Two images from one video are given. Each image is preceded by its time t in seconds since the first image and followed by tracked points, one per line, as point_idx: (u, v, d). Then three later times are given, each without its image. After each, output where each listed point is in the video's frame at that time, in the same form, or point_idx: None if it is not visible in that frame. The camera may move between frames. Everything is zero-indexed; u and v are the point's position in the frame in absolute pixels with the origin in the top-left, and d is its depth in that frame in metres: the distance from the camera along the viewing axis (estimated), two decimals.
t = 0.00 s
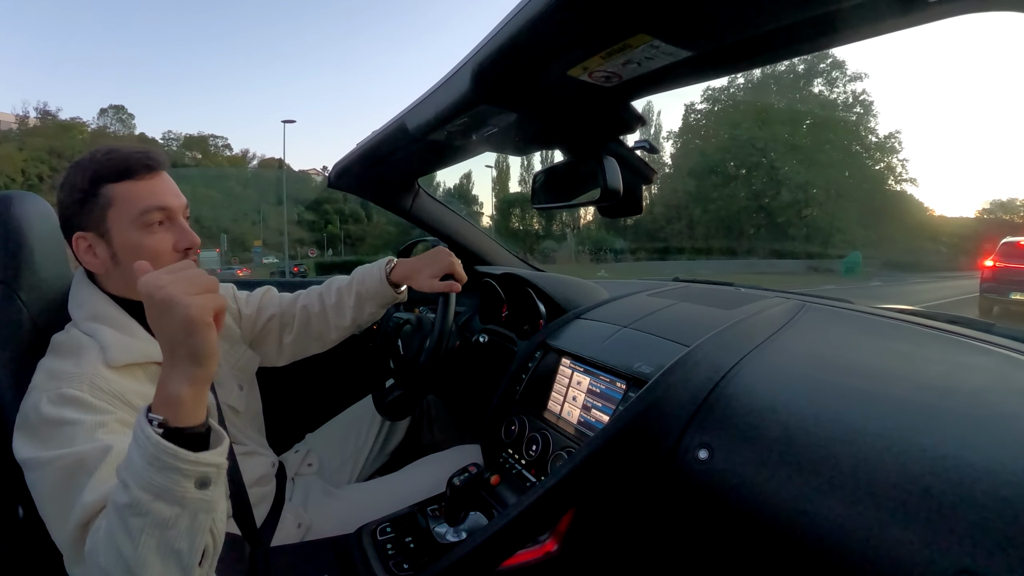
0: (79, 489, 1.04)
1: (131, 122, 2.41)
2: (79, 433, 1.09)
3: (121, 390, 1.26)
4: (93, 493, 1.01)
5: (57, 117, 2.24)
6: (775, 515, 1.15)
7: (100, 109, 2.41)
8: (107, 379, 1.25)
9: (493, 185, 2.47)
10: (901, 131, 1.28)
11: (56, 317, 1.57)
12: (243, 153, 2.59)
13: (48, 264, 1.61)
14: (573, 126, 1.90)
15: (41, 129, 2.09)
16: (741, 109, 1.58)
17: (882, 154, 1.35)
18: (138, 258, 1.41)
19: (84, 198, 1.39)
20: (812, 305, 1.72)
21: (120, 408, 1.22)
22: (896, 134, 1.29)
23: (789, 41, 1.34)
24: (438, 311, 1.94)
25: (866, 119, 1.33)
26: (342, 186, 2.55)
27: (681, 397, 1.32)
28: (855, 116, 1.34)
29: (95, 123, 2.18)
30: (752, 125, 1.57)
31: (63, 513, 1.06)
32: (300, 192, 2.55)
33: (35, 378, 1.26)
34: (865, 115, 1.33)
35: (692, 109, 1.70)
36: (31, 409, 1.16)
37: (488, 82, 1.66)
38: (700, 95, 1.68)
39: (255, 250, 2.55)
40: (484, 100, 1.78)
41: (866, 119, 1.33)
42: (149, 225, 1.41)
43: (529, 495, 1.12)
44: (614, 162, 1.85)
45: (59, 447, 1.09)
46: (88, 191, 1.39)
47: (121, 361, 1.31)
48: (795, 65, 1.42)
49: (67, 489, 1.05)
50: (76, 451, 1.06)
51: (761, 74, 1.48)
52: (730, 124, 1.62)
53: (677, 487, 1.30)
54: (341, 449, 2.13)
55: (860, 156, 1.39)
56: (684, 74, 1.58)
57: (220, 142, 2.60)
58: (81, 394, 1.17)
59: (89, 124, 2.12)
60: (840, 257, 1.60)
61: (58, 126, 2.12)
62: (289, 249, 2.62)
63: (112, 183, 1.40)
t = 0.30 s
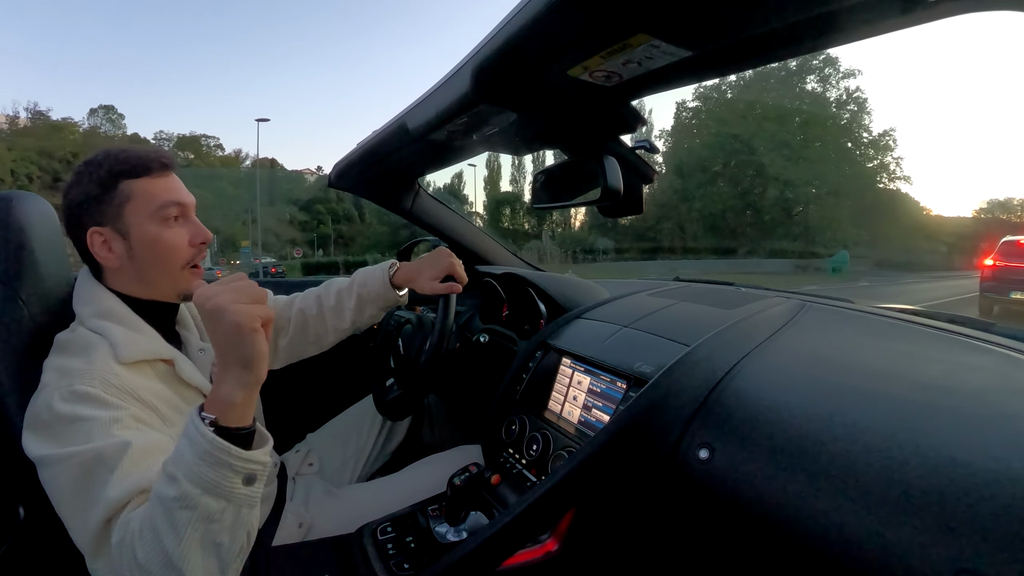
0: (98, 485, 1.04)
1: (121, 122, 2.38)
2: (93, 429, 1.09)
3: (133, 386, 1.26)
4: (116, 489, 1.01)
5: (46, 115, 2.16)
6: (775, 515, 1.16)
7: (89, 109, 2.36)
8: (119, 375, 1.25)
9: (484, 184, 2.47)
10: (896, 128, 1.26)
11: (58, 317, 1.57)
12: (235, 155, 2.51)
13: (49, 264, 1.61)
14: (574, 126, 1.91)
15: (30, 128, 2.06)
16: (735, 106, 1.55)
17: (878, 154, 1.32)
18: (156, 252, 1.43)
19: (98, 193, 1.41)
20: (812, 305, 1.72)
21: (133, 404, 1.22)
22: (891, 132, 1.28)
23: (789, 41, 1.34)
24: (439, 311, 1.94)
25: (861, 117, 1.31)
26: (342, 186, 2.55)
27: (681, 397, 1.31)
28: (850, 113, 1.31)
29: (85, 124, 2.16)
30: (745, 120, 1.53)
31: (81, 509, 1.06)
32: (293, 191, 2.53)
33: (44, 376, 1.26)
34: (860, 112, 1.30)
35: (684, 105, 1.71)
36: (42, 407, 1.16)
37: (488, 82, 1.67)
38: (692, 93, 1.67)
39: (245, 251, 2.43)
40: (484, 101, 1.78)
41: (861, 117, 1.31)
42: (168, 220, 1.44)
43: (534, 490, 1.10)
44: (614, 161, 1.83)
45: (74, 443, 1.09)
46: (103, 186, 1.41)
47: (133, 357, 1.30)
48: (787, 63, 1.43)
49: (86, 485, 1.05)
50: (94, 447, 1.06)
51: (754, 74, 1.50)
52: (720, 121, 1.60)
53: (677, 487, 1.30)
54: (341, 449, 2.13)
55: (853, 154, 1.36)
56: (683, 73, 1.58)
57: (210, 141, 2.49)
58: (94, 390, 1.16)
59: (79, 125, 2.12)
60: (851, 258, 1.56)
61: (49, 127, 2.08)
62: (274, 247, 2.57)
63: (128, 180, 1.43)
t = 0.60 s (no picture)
0: (104, 482, 1.04)
1: (112, 122, 2.22)
2: (100, 426, 1.09)
3: (136, 382, 1.26)
4: (126, 485, 1.01)
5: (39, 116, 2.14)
6: (775, 516, 1.15)
7: (78, 109, 2.21)
8: (123, 371, 1.25)
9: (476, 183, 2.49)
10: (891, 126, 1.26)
11: (59, 317, 1.57)
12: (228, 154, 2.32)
13: (50, 264, 1.60)
14: (574, 127, 1.90)
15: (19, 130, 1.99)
16: (730, 107, 1.55)
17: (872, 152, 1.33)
18: (166, 247, 1.44)
19: (111, 190, 1.43)
20: (813, 305, 1.72)
21: (138, 401, 1.22)
22: (885, 130, 1.28)
23: (789, 41, 1.34)
24: (439, 313, 1.94)
25: (854, 114, 1.31)
26: (343, 186, 2.55)
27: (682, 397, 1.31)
28: (845, 112, 1.31)
29: (77, 124, 2.07)
30: (745, 115, 1.52)
31: (85, 507, 1.05)
32: (287, 191, 2.39)
33: (48, 374, 1.26)
34: (854, 110, 1.31)
35: (675, 103, 1.71)
36: (46, 404, 1.16)
37: (488, 82, 1.66)
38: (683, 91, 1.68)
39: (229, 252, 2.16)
40: (485, 101, 1.78)
41: (854, 114, 1.31)
42: (178, 217, 1.47)
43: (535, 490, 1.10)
44: (615, 161, 1.83)
45: (79, 439, 1.08)
46: (116, 183, 1.43)
47: (135, 353, 1.30)
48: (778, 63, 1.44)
49: (92, 482, 1.05)
50: (101, 443, 1.06)
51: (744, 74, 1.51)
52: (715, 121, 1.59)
53: (678, 488, 1.30)
54: (342, 450, 2.13)
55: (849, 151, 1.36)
56: (684, 74, 1.57)
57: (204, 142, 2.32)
58: (99, 387, 1.16)
59: (70, 124, 2.09)
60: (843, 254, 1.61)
61: (39, 127, 2.07)
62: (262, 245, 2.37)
63: (141, 178, 1.46)
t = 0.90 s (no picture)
0: (109, 480, 1.04)
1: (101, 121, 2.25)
2: (105, 424, 1.09)
3: (141, 380, 1.26)
4: (132, 482, 1.01)
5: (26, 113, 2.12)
6: (775, 516, 1.15)
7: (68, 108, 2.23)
8: (128, 369, 1.25)
9: (466, 181, 2.53)
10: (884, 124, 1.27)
11: (60, 317, 1.58)
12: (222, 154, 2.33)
13: (51, 263, 1.60)
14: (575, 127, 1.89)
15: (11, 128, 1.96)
16: (732, 107, 1.58)
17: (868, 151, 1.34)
18: (171, 245, 1.45)
19: (117, 187, 1.43)
20: (814, 305, 1.72)
21: (142, 400, 1.22)
22: (878, 128, 1.29)
23: (790, 41, 1.34)
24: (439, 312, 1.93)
25: (847, 112, 1.32)
26: (343, 186, 2.56)
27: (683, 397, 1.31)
28: (838, 111, 1.34)
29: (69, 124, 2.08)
30: (738, 117, 1.56)
31: (88, 505, 1.05)
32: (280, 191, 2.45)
33: (51, 372, 1.26)
34: (846, 108, 1.33)
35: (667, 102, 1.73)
36: (47, 404, 1.16)
37: (490, 82, 1.66)
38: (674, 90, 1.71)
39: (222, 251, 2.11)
40: (486, 101, 1.78)
41: (848, 112, 1.33)
42: (182, 216, 1.47)
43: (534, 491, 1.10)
44: (616, 162, 1.86)
45: (84, 437, 1.09)
46: (122, 180, 1.43)
47: (140, 351, 1.30)
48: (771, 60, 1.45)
49: (96, 479, 1.05)
50: (107, 441, 1.06)
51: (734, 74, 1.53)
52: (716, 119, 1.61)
53: (678, 487, 1.29)
54: (342, 450, 2.13)
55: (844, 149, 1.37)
56: (685, 73, 1.57)
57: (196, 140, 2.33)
58: (103, 385, 1.16)
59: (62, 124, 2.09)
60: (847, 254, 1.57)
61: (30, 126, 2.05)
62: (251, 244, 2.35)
63: (147, 176, 1.46)
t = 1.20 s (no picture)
0: (102, 483, 1.04)
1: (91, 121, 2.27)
2: (97, 428, 1.09)
3: (135, 386, 1.26)
4: (124, 485, 1.01)
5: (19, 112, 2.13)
6: (776, 515, 1.15)
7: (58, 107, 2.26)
8: (121, 375, 1.24)
9: (456, 180, 2.57)
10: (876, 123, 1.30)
11: (59, 317, 1.57)
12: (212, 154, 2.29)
13: (50, 263, 1.60)
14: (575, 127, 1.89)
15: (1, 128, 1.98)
16: (734, 109, 1.61)
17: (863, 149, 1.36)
18: (163, 244, 1.44)
19: (107, 188, 1.43)
20: (815, 305, 1.71)
21: (135, 403, 1.22)
22: (872, 127, 1.32)
23: (791, 41, 1.33)
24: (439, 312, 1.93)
25: (839, 110, 1.35)
26: (343, 185, 2.56)
27: (683, 397, 1.31)
28: (830, 109, 1.37)
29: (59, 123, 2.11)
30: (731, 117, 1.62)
31: (83, 508, 1.05)
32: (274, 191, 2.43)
33: (46, 374, 1.25)
34: (840, 107, 1.35)
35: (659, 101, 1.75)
36: (44, 406, 1.16)
37: (489, 82, 1.66)
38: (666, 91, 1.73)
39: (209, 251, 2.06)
40: (486, 101, 1.78)
41: (840, 111, 1.35)
42: (174, 215, 1.46)
43: (536, 492, 1.13)
44: (615, 161, 1.87)
45: (76, 442, 1.09)
46: (113, 181, 1.43)
47: (133, 356, 1.29)
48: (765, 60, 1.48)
49: (90, 483, 1.05)
50: (99, 445, 1.06)
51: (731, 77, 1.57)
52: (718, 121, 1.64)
53: (678, 486, 1.30)
54: (343, 449, 2.13)
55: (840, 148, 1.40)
56: (685, 73, 1.57)
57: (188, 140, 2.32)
58: (96, 390, 1.16)
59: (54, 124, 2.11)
60: (838, 255, 1.63)
61: (22, 125, 2.05)
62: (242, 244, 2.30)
63: (138, 175, 1.45)
